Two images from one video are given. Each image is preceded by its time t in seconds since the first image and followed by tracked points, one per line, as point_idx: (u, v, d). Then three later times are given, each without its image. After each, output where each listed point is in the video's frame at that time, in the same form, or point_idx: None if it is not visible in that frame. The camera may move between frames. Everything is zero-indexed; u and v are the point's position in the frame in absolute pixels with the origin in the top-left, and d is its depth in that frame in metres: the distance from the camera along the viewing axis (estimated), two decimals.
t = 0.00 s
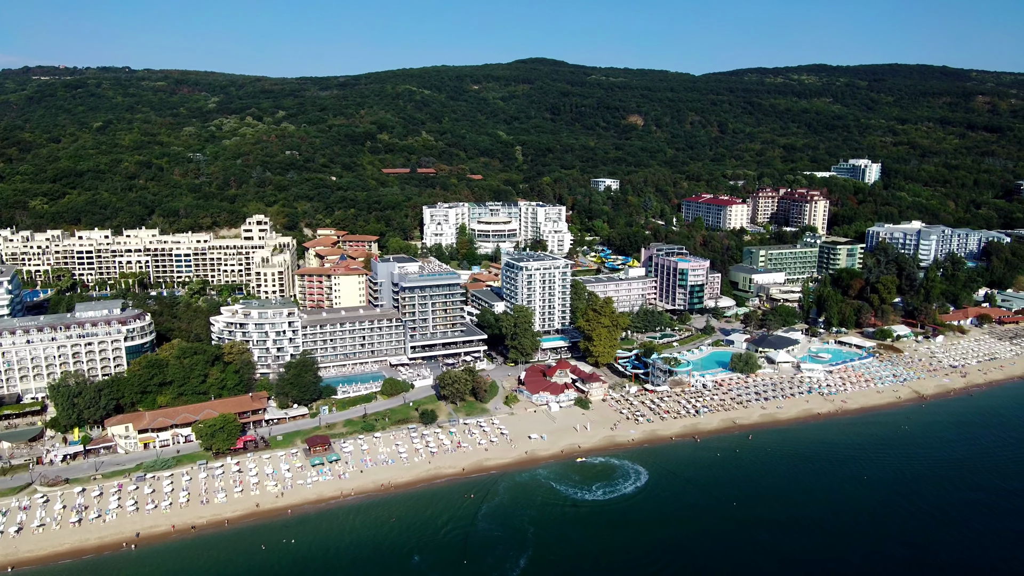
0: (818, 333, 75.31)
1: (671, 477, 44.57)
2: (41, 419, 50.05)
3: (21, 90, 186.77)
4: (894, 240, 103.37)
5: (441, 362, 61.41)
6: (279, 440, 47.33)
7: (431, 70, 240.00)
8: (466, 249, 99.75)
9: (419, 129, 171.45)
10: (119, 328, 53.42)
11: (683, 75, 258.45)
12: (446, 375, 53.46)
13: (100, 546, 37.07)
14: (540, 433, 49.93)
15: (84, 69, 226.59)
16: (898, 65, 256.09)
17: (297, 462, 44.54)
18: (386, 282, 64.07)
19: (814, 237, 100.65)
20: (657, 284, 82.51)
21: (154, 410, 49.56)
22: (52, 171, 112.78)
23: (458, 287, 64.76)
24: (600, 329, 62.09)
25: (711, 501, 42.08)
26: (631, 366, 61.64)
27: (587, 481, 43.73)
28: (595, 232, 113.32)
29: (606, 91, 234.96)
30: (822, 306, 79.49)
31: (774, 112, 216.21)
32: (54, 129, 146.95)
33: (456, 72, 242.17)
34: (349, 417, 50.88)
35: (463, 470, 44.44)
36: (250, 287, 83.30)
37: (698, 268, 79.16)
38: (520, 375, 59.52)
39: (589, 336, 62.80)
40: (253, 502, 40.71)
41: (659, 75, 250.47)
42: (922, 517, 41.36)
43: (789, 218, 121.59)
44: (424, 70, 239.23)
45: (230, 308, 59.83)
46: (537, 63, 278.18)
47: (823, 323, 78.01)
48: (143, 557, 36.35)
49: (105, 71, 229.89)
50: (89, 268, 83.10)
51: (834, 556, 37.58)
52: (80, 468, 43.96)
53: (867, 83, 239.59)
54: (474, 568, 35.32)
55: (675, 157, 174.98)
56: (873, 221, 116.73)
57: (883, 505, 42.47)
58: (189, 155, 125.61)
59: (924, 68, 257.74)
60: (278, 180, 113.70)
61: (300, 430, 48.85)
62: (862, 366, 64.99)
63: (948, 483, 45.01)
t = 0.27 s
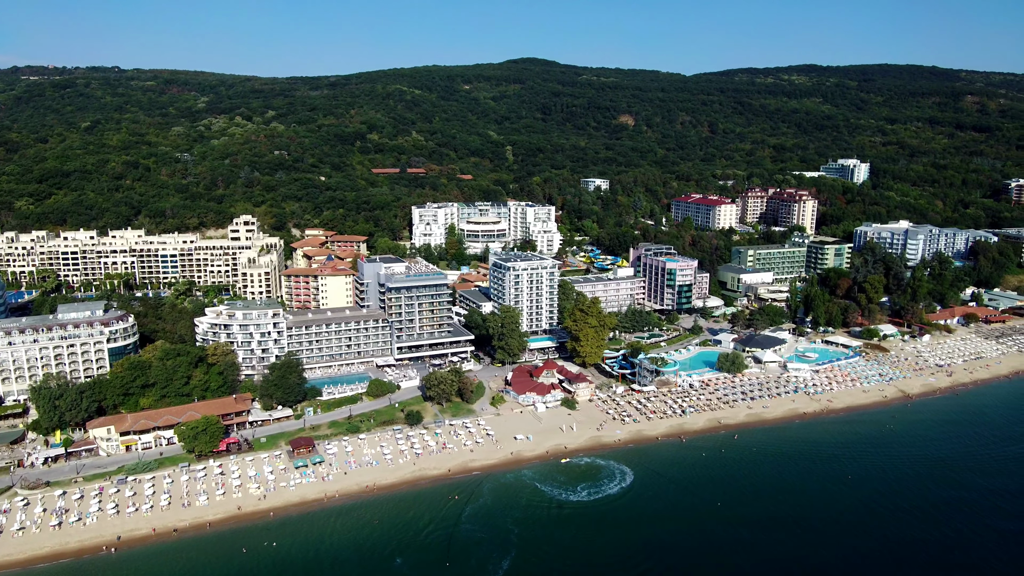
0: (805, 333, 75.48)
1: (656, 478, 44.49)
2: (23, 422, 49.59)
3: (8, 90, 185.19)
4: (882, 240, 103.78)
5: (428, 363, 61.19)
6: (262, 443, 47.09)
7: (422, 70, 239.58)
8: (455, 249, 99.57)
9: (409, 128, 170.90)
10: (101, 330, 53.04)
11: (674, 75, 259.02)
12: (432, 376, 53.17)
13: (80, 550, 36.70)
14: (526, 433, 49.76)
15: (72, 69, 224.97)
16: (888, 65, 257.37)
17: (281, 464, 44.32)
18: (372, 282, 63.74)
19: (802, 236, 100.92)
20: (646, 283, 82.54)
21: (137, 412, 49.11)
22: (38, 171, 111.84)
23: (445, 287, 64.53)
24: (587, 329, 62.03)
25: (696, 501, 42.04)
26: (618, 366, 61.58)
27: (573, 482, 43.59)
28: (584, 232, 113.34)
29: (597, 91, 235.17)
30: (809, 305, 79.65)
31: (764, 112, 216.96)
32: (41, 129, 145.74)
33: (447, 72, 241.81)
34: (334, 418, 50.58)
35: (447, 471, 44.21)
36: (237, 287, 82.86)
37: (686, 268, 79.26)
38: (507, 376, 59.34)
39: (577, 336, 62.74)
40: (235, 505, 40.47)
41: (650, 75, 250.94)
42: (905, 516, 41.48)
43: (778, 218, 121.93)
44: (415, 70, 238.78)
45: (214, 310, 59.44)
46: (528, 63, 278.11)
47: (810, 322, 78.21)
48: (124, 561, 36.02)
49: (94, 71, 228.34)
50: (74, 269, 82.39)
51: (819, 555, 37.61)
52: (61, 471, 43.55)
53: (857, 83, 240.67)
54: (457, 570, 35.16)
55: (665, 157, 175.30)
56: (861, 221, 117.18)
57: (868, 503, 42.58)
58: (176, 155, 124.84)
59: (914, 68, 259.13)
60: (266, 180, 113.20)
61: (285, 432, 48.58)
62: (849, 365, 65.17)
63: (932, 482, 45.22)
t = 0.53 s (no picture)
0: (791, 332, 75.70)
1: (640, 478, 44.40)
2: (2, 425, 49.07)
3: None
4: (868, 239, 104.26)
5: (413, 363, 60.96)
6: (244, 445, 46.83)
7: (412, 70, 239.03)
8: (443, 249, 99.28)
9: (398, 128, 170.07)
10: (81, 332, 52.58)
11: (663, 75, 259.67)
12: (416, 377, 52.84)
13: (58, 554, 36.31)
14: (511, 434, 49.58)
15: (59, 69, 223.04)
16: (876, 65, 258.87)
17: (262, 467, 44.09)
18: (357, 283, 63.43)
19: (789, 236, 101.26)
20: (633, 283, 82.69)
21: (117, 415, 48.62)
22: (21, 171, 110.70)
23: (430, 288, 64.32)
24: (573, 329, 61.96)
25: (679, 501, 41.97)
26: (604, 367, 61.51)
27: (557, 483, 43.42)
28: (572, 232, 113.35)
29: (587, 92, 235.39)
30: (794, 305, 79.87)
31: (753, 113, 217.88)
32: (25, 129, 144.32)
33: (437, 71, 241.46)
34: (317, 420, 50.32)
35: (431, 472, 43.97)
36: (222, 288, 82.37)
37: (673, 268, 79.36)
38: (492, 376, 59.14)
39: (562, 336, 62.68)
40: (215, 509, 40.17)
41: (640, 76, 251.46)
42: (888, 515, 41.51)
43: (765, 217, 122.35)
44: (405, 70, 238.21)
45: (197, 311, 59.02)
46: (518, 63, 278.11)
47: (796, 322, 78.44)
48: (102, 565, 35.66)
49: (80, 70, 226.53)
50: (57, 269, 81.52)
51: (802, 554, 37.63)
52: (40, 474, 43.06)
53: (845, 84, 241.95)
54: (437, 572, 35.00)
55: (654, 157, 175.62)
56: (848, 221, 117.69)
57: (851, 502, 42.67)
58: (162, 156, 123.92)
59: (902, 68, 260.82)
60: (253, 180, 112.59)
61: (267, 434, 48.32)
62: (833, 365, 65.38)
63: (914, 480, 45.39)
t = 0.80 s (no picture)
0: (776, 331, 75.88)
1: (623, 479, 44.26)
2: None
3: None
4: (853, 239, 104.73)
5: (398, 364, 60.62)
6: (225, 448, 46.48)
7: (401, 70, 238.39)
8: (430, 250, 98.68)
9: (386, 128, 169.22)
10: (61, 334, 52.08)
11: (652, 75, 260.26)
12: (400, 378, 52.56)
13: (35, 558, 35.90)
14: (494, 435, 49.35)
15: (44, 69, 220.95)
16: (864, 65, 260.29)
17: (243, 470, 43.84)
18: (342, 283, 63.06)
19: (775, 236, 101.59)
20: (619, 283, 82.79)
21: (96, 417, 48.10)
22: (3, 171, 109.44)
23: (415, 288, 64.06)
24: (558, 329, 61.87)
25: (661, 502, 41.85)
26: (589, 367, 61.45)
27: (540, 484, 43.23)
28: (560, 232, 113.33)
29: (576, 91, 235.56)
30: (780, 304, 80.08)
31: (741, 112, 218.73)
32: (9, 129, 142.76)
33: (426, 71, 240.87)
34: (300, 422, 49.98)
35: (413, 474, 43.71)
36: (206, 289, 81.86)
37: (660, 268, 79.42)
38: (478, 377, 58.91)
39: (548, 336, 62.55)
40: (194, 512, 39.78)
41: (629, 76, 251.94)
42: (869, 514, 41.58)
43: (752, 217, 122.90)
44: (394, 70, 237.53)
45: (179, 312, 58.53)
46: (507, 63, 277.87)
47: (781, 321, 78.65)
48: (79, 568, 35.29)
49: (66, 70, 224.40)
50: (39, 271, 80.63)
51: (784, 554, 37.61)
52: (17, 478, 42.56)
53: (833, 84, 243.21)
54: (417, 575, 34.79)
55: (642, 157, 175.92)
56: (834, 220, 118.19)
57: (833, 501, 42.72)
58: (147, 156, 122.89)
59: (889, 68, 262.45)
60: (238, 180, 111.89)
61: (249, 436, 47.99)
62: (818, 364, 65.55)
63: (897, 479, 45.50)
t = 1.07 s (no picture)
0: (762, 331, 76.04)
1: (606, 479, 44.14)
2: None
3: None
4: (839, 238, 105.18)
5: (383, 365, 60.37)
6: (205, 450, 46.11)
7: (390, 69, 237.75)
8: (417, 250, 98.44)
9: (373, 128, 168.48)
10: (40, 336, 51.53)
11: (642, 75, 260.79)
12: (383, 379, 52.26)
13: (10, 562, 35.47)
14: (478, 436, 49.14)
15: (29, 68, 218.96)
16: (852, 65, 261.60)
17: (223, 472, 43.48)
18: (325, 284, 62.80)
19: (762, 236, 101.88)
20: (606, 283, 82.81)
21: (76, 420, 47.61)
22: None
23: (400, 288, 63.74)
24: (543, 330, 61.74)
25: (644, 502, 41.76)
26: (574, 367, 61.34)
27: (523, 485, 43.07)
28: (548, 232, 113.27)
29: (565, 91, 235.73)
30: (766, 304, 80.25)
31: (730, 113, 219.50)
32: None
33: (415, 71, 240.29)
34: (282, 424, 49.65)
35: (396, 476, 43.49)
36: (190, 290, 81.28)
37: (646, 268, 79.52)
38: (462, 378, 58.65)
39: (533, 337, 62.38)
40: (173, 516, 39.43)
41: (618, 76, 252.40)
42: (851, 512, 41.67)
43: (739, 217, 123.26)
44: (382, 70, 236.87)
45: (161, 314, 58.03)
46: (497, 63, 277.63)
47: (767, 320, 78.81)
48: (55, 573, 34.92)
49: (51, 70, 222.49)
50: (21, 272, 79.74)
51: (765, 554, 37.62)
52: None
53: (821, 84, 244.32)
54: None
55: (631, 157, 176.19)
56: (821, 220, 118.66)
57: (816, 501, 42.77)
58: (132, 156, 121.92)
59: (877, 69, 263.93)
60: (224, 180, 111.20)
61: (229, 439, 47.67)
62: (802, 363, 65.75)
63: (880, 478, 45.65)
